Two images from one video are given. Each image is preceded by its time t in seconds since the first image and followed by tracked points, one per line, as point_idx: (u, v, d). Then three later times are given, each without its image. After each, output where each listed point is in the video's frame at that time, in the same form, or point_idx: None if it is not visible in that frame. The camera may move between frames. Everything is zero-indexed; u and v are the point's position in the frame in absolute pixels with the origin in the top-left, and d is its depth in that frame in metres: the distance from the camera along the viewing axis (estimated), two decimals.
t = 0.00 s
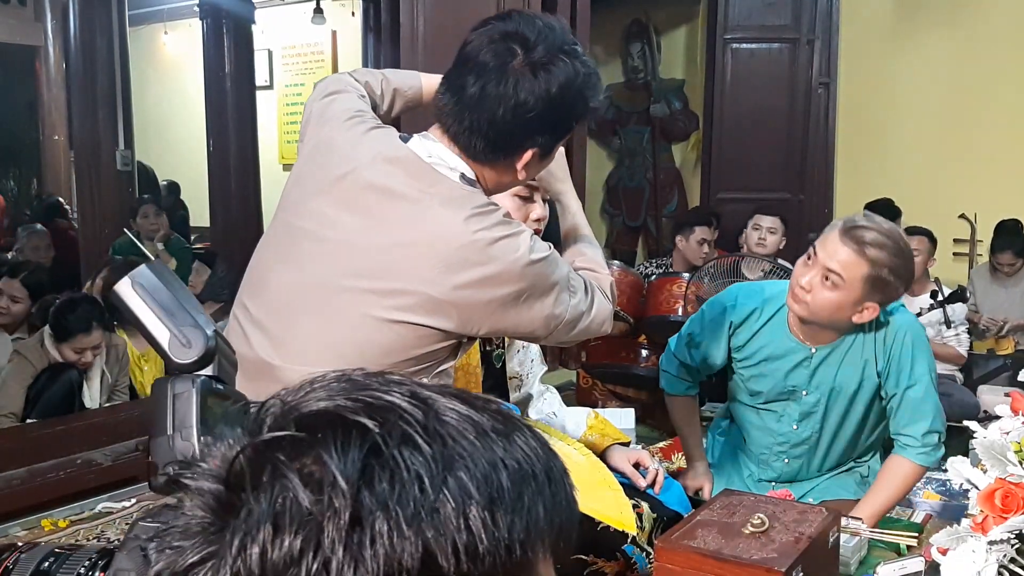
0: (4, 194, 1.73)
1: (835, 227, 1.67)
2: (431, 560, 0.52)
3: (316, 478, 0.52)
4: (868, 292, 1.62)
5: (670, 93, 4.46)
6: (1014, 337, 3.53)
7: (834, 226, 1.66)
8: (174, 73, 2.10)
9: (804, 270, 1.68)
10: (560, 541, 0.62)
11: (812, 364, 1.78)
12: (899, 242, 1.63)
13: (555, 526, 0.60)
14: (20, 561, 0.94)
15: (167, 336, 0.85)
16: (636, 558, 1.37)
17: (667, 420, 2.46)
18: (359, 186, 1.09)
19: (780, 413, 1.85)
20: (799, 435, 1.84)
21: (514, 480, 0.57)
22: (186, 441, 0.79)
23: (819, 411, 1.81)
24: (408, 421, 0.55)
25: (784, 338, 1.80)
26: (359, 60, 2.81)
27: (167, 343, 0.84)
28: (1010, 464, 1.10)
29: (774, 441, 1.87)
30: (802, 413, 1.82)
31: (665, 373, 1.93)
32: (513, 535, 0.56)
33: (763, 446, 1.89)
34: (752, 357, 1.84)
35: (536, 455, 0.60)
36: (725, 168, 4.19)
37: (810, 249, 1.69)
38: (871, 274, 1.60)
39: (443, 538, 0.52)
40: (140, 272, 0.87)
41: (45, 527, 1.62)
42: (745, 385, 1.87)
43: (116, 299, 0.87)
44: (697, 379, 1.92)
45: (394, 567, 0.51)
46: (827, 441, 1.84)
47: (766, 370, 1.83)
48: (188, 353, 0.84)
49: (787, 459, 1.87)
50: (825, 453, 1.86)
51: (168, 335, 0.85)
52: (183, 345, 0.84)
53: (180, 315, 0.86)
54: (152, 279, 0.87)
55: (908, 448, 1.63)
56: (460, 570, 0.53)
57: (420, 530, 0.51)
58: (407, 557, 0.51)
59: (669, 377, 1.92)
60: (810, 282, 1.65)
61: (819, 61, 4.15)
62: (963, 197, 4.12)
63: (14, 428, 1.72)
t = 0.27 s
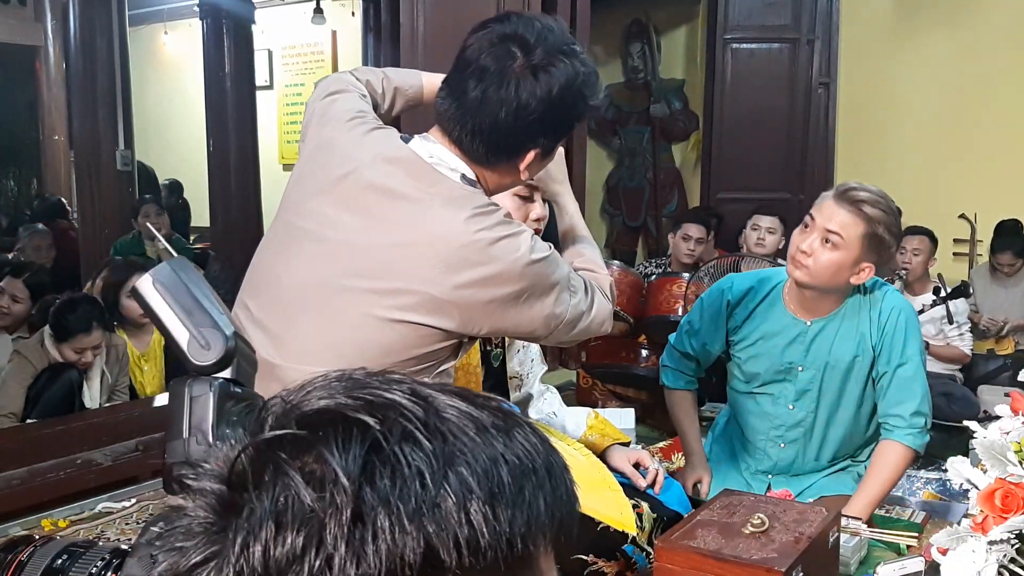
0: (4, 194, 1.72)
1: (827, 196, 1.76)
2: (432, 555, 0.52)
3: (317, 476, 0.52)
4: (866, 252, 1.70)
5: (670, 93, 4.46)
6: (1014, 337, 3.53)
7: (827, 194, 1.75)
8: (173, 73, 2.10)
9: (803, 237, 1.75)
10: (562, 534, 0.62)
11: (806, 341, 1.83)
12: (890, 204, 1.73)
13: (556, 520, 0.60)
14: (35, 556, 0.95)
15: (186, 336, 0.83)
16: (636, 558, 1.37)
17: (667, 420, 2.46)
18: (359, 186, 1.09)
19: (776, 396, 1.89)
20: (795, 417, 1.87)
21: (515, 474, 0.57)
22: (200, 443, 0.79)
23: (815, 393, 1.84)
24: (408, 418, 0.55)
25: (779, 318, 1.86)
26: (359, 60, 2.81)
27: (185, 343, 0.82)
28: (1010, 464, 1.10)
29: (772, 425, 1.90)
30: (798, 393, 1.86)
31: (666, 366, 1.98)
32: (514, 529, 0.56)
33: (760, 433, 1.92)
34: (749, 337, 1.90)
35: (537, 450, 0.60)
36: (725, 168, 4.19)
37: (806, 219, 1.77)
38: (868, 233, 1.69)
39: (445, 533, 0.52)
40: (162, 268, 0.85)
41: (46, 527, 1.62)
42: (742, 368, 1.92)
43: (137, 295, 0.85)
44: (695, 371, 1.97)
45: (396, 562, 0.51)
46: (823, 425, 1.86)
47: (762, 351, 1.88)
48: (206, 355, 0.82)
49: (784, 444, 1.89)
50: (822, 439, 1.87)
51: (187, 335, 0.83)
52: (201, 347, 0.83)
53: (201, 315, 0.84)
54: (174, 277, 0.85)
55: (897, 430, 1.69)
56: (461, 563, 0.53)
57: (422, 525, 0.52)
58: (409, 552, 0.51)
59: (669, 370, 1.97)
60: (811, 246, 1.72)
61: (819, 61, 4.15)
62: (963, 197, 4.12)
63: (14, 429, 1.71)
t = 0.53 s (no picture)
0: (4, 194, 1.72)
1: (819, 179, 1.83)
2: (416, 556, 0.52)
3: (296, 479, 0.52)
4: (862, 230, 1.76)
5: (670, 93, 4.46)
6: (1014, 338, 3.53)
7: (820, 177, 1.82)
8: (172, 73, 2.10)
9: (799, 216, 1.80)
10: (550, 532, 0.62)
11: (802, 327, 1.85)
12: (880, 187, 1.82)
13: (543, 517, 0.60)
14: (46, 550, 0.97)
15: (203, 336, 0.85)
16: (636, 558, 1.36)
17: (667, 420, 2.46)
18: (358, 185, 1.09)
19: (773, 385, 1.90)
20: (792, 405, 1.87)
21: (499, 473, 0.57)
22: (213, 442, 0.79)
23: (812, 379, 1.85)
24: (389, 418, 0.55)
25: (775, 306, 1.89)
26: (359, 60, 2.81)
27: (202, 343, 0.85)
28: (1010, 464, 1.10)
29: (771, 415, 1.90)
30: (796, 379, 1.87)
31: (666, 364, 1.98)
32: (500, 527, 0.56)
33: (760, 423, 1.92)
34: (747, 326, 1.92)
35: (521, 448, 0.60)
36: (726, 168, 4.20)
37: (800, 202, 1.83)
38: (864, 210, 1.76)
39: (427, 534, 0.52)
40: (181, 268, 0.88)
41: (45, 526, 1.61)
42: (741, 358, 1.93)
43: (155, 294, 0.88)
44: (694, 367, 1.96)
45: (378, 563, 0.51)
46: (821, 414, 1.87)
47: (761, 338, 1.90)
48: (223, 355, 0.84)
49: (783, 433, 1.89)
50: (820, 429, 1.87)
51: (204, 335, 0.85)
52: (217, 347, 0.85)
53: (218, 315, 0.86)
54: (192, 278, 0.88)
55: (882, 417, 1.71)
56: (445, 564, 0.53)
57: (403, 525, 0.52)
58: (390, 553, 0.51)
59: (669, 368, 1.96)
60: (810, 223, 1.77)
61: (819, 61, 4.15)
62: (963, 197, 4.12)
63: (14, 429, 1.71)
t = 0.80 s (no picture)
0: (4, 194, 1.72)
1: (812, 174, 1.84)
2: (418, 558, 0.52)
3: (298, 480, 0.52)
4: (856, 222, 1.77)
5: (669, 93, 4.46)
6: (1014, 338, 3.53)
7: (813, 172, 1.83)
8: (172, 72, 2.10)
9: (793, 210, 1.81)
10: (552, 533, 0.62)
11: (797, 322, 1.85)
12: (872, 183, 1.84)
13: (544, 519, 0.60)
14: (38, 553, 0.97)
15: (194, 338, 0.84)
16: (636, 558, 1.36)
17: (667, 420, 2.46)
18: (357, 185, 1.09)
19: (772, 383, 1.90)
20: (792, 402, 1.87)
21: (501, 475, 0.57)
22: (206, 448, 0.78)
23: (809, 375, 1.85)
24: (391, 419, 0.55)
25: (770, 304, 1.89)
26: (359, 60, 2.81)
27: (194, 345, 0.83)
28: (1010, 464, 1.10)
29: (771, 414, 1.90)
30: (794, 376, 1.87)
31: (666, 367, 1.98)
32: (502, 529, 0.56)
33: (761, 421, 1.92)
34: (743, 325, 1.92)
35: (522, 450, 0.60)
36: (726, 168, 4.20)
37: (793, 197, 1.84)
38: (857, 203, 1.77)
39: (429, 536, 0.52)
40: (174, 267, 0.86)
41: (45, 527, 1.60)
42: (739, 359, 1.93)
43: (148, 293, 0.86)
44: (694, 369, 1.97)
45: (380, 565, 0.51)
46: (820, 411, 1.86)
47: (758, 336, 1.90)
48: (214, 357, 0.83)
49: (783, 431, 1.89)
50: (819, 426, 1.87)
51: (196, 336, 0.84)
52: (210, 349, 0.83)
53: (209, 315, 0.85)
54: (185, 278, 0.86)
55: (875, 412, 1.72)
56: (447, 566, 0.53)
57: (405, 527, 0.51)
58: (392, 556, 0.51)
59: (669, 370, 1.97)
60: (805, 217, 1.77)
61: (819, 61, 4.15)
62: (964, 197, 4.12)
63: (14, 429, 1.72)
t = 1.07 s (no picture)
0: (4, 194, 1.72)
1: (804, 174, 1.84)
2: (428, 550, 0.52)
3: (313, 469, 0.52)
4: (850, 220, 1.78)
5: (669, 93, 4.46)
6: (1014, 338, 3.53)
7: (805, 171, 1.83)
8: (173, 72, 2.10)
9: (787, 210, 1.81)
10: (558, 534, 0.62)
11: (793, 323, 1.86)
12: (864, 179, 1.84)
13: (552, 519, 0.60)
14: (28, 558, 0.93)
15: (175, 338, 0.85)
16: (635, 558, 1.36)
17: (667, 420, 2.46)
18: (354, 183, 1.09)
19: (772, 384, 1.90)
20: (791, 402, 1.87)
21: (511, 472, 0.57)
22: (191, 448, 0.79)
23: (807, 375, 1.85)
24: (405, 412, 0.55)
25: (768, 305, 1.89)
26: (359, 60, 2.82)
27: (175, 345, 0.85)
28: (1010, 464, 1.10)
29: (771, 415, 1.90)
30: (793, 376, 1.87)
31: (665, 369, 1.98)
32: (511, 526, 0.56)
33: (761, 423, 1.92)
34: (741, 326, 1.92)
35: (532, 449, 0.60)
36: (726, 168, 4.20)
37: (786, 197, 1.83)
38: (851, 201, 1.77)
39: (440, 528, 0.52)
40: (152, 269, 0.88)
41: (45, 527, 1.60)
42: (738, 360, 1.93)
43: (127, 295, 0.88)
44: (693, 371, 1.97)
45: (391, 556, 0.51)
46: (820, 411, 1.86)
47: (756, 337, 1.90)
48: (196, 357, 0.85)
49: (784, 432, 1.89)
50: (820, 426, 1.87)
51: (176, 337, 0.85)
52: (191, 349, 0.86)
53: (189, 316, 0.86)
54: (164, 278, 0.87)
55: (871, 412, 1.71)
56: (457, 560, 0.53)
57: (417, 519, 0.51)
58: (405, 547, 0.51)
59: (668, 374, 1.97)
60: (800, 218, 1.77)
61: (819, 61, 4.15)
62: (964, 197, 4.12)
63: (14, 429, 1.71)
